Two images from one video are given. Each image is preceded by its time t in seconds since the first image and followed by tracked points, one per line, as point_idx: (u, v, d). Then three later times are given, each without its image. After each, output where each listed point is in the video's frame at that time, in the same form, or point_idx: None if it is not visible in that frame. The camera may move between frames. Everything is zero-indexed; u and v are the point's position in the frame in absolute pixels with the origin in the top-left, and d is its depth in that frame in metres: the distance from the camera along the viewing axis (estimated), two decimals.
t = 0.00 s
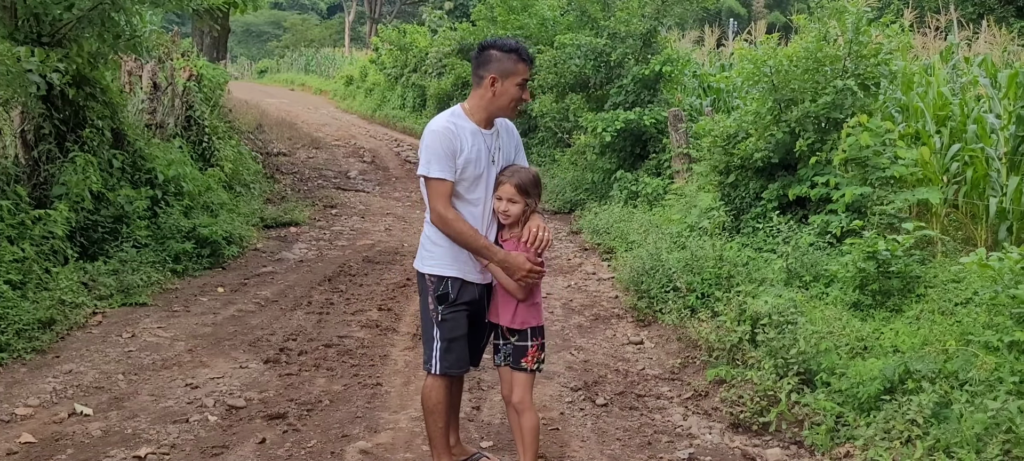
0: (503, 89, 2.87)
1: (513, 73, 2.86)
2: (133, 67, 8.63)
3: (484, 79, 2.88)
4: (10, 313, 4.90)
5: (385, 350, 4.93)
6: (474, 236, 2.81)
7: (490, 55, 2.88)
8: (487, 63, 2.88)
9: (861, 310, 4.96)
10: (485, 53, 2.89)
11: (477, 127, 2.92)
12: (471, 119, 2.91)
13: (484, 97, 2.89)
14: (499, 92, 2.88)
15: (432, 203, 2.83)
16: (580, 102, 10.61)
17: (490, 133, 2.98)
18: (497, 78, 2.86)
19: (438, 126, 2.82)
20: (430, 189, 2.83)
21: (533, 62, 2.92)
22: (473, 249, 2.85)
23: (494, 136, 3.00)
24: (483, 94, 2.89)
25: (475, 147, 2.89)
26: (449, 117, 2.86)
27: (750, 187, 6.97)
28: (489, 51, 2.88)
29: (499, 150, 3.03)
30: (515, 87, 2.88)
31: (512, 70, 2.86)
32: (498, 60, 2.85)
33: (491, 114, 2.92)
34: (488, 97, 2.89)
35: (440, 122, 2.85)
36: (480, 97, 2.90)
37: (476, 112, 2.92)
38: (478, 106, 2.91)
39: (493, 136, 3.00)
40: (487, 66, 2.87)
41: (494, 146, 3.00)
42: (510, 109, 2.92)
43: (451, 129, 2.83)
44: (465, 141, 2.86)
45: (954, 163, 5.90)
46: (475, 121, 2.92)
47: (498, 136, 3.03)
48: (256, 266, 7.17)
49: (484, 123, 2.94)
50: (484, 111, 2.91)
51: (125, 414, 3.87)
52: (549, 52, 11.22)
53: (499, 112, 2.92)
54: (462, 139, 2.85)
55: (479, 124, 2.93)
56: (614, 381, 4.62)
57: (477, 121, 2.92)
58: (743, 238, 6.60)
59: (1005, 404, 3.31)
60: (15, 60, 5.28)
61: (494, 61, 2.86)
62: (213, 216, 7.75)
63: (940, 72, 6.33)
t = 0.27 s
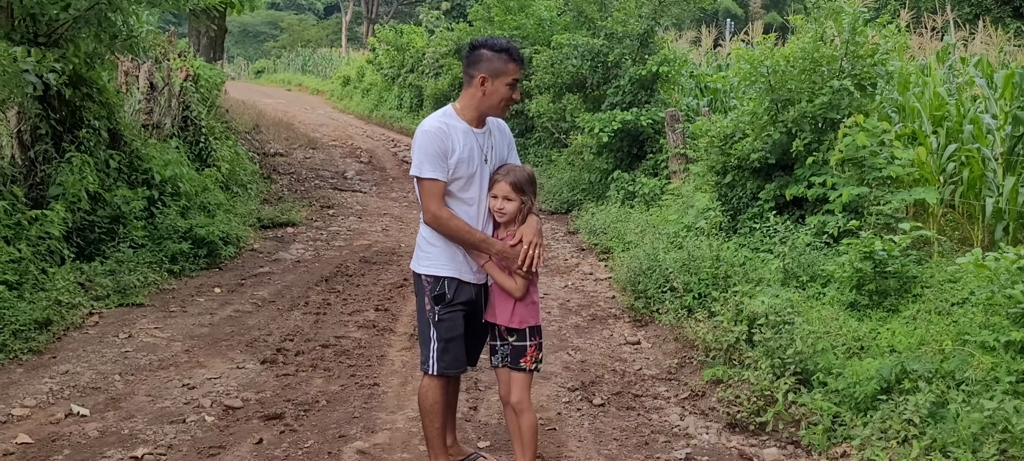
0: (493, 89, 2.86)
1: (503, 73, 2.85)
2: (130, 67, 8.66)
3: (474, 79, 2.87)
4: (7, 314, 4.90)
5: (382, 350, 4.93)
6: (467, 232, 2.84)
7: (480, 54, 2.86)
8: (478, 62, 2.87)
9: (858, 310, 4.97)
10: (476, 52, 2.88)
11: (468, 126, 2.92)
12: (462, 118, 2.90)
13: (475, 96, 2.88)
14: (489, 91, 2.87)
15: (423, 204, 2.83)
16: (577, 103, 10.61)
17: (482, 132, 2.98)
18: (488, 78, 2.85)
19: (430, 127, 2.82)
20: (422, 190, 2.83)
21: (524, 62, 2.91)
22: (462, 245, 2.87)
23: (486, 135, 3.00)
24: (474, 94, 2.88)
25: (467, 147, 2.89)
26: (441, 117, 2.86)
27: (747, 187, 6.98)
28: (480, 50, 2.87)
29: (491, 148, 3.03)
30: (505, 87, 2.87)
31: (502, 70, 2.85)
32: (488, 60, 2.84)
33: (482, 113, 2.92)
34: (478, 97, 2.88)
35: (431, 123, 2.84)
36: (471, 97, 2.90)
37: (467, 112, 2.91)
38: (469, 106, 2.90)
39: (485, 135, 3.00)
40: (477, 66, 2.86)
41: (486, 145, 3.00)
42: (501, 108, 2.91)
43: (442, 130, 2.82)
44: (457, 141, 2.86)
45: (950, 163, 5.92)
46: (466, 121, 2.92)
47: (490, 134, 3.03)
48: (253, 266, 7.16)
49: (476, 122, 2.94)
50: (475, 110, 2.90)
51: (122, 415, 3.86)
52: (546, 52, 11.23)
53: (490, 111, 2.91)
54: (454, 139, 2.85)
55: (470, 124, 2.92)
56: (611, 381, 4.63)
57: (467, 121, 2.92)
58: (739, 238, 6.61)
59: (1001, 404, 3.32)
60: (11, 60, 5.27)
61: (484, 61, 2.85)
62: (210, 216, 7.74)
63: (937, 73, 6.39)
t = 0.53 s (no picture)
0: (484, 90, 2.86)
1: (494, 73, 2.84)
2: (126, 67, 8.63)
3: (465, 79, 2.87)
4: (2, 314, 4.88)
5: (378, 350, 4.93)
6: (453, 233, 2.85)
7: (471, 54, 2.86)
8: (469, 62, 2.86)
9: (854, 310, 4.98)
10: (468, 52, 2.88)
11: (460, 126, 2.92)
12: (453, 118, 2.90)
13: (466, 96, 2.88)
14: (480, 91, 2.87)
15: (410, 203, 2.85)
16: (574, 102, 10.62)
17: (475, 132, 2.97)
18: (478, 78, 2.85)
19: (421, 127, 2.83)
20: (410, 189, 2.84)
21: (516, 62, 2.89)
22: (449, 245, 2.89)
23: (479, 134, 3.00)
24: (465, 94, 2.88)
25: (458, 146, 2.89)
26: (433, 117, 2.87)
27: (743, 187, 6.99)
28: (471, 50, 2.87)
29: (484, 148, 3.03)
30: (495, 86, 2.86)
31: (492, 71, 2.84)
32: (479, 60, 2.84)
33: (474, 113, 2.92)
34: (470, 97, 2.88)
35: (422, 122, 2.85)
36: (463, 97, 2.90)
37: (459, 112, 2.91)
38: (460, 106, 2.90)
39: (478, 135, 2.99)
40: (469, 66, 2.86)
41: (479, 144, 2.99)
42: (492, 108, 2.90)
43: (434, 130, 2.82)
44: (447, 140, 2.86)
45: (945, 163, 5.93)
46: (459, 121, 2.92)
47: (484, 134, 3.03)
48: (249, 266, 7.15)
49: (468, 122, 2.94)
50: (467, 110, 2.90)
51: (118, 415, 3.85)
52: (542, 52, 11.23)
53: (481, 111, 2.91)
54: (445, 138, 2.85)
55: (463, 124, 2.92)
56: (607, 381, 4.63)
57: (459, 121, 2.92)
58: (735, 238, 6.62)
59: (996, 403, 3.33)
60: (6, 60, 5.25)
61: (476, 61, 2.85)
62: (206, 216, 7.73)
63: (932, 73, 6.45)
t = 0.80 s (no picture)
0: (478, 91, 2.86)
1: (488, 75, 2.84)
2: (123, 67, 8.63)
3: (459, 81, 2.87)
4: None
5: (375, 350, 4.93)
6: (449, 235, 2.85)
7: (465, 55, 2.86)
8: (463, 63, 2.86)
9: (850, 309, 4.99)
10: (461, 53, 2.87)
11: (456, 127, 2.92)
12: (449, 119, 2.91)
13: (461, 97, 2.89)
14: (475, 92, 2.87)
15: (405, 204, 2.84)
16: (571, 102, 10.62)
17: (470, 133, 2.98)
18: (472, 80, 2.85)
19: (416, 128, 2.82)
20: (405, 190, 2.84)
21: (510, 64, 2.89)
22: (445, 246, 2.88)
23: (474, 134, 3.00)
24: (459, 95, 2.89)
25: (453, 147, 2.88)
26: (428, 118, 2.86)
27: (739, 187, 7.00)
28: (465, 51, 2.87)
29: (480, 148, 3.04)
30: (489, 88, 2.86)
31: (486, 72, 2.84)
32: (473, 61, 2.84)
33: (469, 114, 2.92)
34: (464, 98, 2.88)
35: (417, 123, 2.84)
36: (457, 98, 2.90)
37: (453, 112, 2.92)
38: (455, 107, 2.91)
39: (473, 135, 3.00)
40: (463, 67, 2.86)
41: (474, 145, 3.00)
42: (486, 109, 2.91)
43: (429, 131, 2.82)
44: (443, 141, 2.86)
45: (941, 163, 5.95)
46: (453, 121, 2.92)
47: (478, 134, 3.03)
48: (245, 266, 7.14)
49: (462, 123, 2.94)
50: (462, 111, 2.90)
51: (114, 415, 3.85)
52: (539, 53, 11.24)
53: (476, 112, 2.91)
54: (440, 139, 2.85)
55: (458, 125, 2.93)
56: (604, 380, 4.63)
57: (455, 122, 2.92)
58: (732, 238, 6.63)
59: (991, 403, 3.34)
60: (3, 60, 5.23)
61: (469, 62, 2.85)
62: (203, 216, 7.72)
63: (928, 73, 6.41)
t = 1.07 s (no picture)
0: (474, 90, 2.87)
1: (484, 73, 2.85)
2: (119, 67, 8.63)
3: (455, 80, 2.88)
4: None
5: (372, 350, 4.93)
6: (445, 235, 2.83)
7: (460, 54, 2.87)
8: (458, 63, 2.87)
9: (847, 309, 5.00)
10: (457, 53, 2.88)
11: (454, 126, 2.93)
12: (446, 118, 2.91)
13: (457, 97, 2.89)
14: (470, 92, 2.88)
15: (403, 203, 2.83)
16: (568, 102, 10.63)
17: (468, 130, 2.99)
18: (468, 79, 2.86)
19: (415, 126, 2.81)
20: (403, 190, 2.83)
21: (505, 62, 2.90)
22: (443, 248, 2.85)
23: (471, 133, 3.01)
24: (456, 94, 2.89)
25: (451, 146, 2.88)
26: (426, 117, 2.86)
27: (736, 187, 7.02)
28: (460, 51, 2.88)
29: (478, 147, 3.04)
30: (485, 86, 2.87)
31: (482, 71, 2.85)
32: (468, 60, 2.85)
33: (465, 112, 2.93)
34: (460, 97, 2.89)
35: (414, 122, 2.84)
36: (453, 97, 2.91)
37: (450, 111, 2.92)
38: (452, 106, 2.91)
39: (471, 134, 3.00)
40: (458, 67, 2.87)
41: (473, 143, 3.01)
42: (483, 108, 2.92)
43: (428, 129, 2.82)
44: (440, 140, 2.86)
45: (938, 163, 5.96)
46: (451, 120, 2.92)
47: (476, 133, 3.04)
48: (242, 266, 7.13)
49: (460, 121, 2.95)
50: (459, 110, 2.91)
51: (111, 415, 3.84)
52: (536, 52, 11.24)
53: (473, 111, 2.92)
54: (438, 138, 2.85)
55: (456, 123, 2.93)
56: (601, 380, 4.64)
57: (452, 120, 2.92)
58: (729, 238, 6.65)
59: (987, 402, 3.35)
60: None
61: (465, 61, 2.86)
62: (200, 216, 7.71)
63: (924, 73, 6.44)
